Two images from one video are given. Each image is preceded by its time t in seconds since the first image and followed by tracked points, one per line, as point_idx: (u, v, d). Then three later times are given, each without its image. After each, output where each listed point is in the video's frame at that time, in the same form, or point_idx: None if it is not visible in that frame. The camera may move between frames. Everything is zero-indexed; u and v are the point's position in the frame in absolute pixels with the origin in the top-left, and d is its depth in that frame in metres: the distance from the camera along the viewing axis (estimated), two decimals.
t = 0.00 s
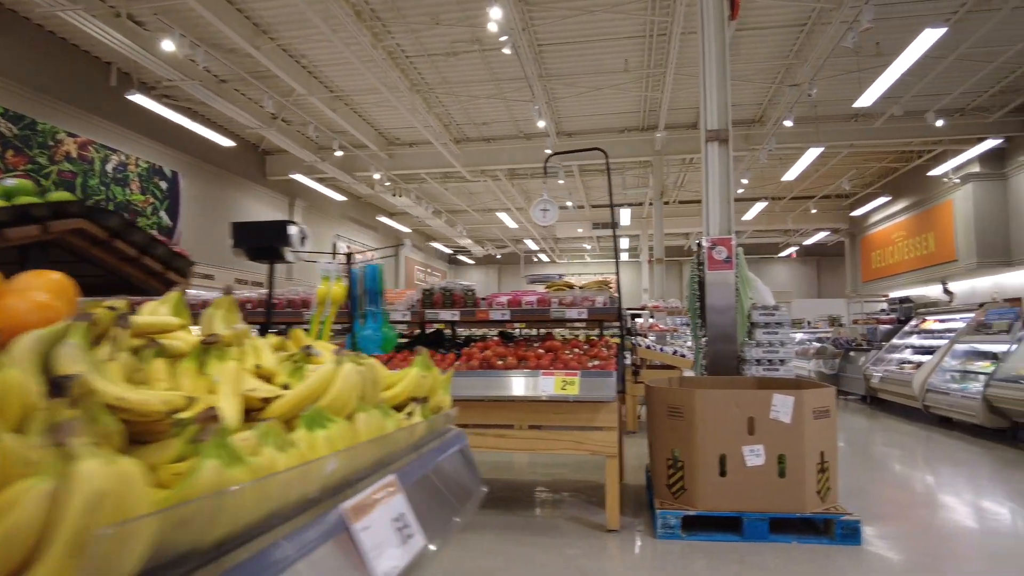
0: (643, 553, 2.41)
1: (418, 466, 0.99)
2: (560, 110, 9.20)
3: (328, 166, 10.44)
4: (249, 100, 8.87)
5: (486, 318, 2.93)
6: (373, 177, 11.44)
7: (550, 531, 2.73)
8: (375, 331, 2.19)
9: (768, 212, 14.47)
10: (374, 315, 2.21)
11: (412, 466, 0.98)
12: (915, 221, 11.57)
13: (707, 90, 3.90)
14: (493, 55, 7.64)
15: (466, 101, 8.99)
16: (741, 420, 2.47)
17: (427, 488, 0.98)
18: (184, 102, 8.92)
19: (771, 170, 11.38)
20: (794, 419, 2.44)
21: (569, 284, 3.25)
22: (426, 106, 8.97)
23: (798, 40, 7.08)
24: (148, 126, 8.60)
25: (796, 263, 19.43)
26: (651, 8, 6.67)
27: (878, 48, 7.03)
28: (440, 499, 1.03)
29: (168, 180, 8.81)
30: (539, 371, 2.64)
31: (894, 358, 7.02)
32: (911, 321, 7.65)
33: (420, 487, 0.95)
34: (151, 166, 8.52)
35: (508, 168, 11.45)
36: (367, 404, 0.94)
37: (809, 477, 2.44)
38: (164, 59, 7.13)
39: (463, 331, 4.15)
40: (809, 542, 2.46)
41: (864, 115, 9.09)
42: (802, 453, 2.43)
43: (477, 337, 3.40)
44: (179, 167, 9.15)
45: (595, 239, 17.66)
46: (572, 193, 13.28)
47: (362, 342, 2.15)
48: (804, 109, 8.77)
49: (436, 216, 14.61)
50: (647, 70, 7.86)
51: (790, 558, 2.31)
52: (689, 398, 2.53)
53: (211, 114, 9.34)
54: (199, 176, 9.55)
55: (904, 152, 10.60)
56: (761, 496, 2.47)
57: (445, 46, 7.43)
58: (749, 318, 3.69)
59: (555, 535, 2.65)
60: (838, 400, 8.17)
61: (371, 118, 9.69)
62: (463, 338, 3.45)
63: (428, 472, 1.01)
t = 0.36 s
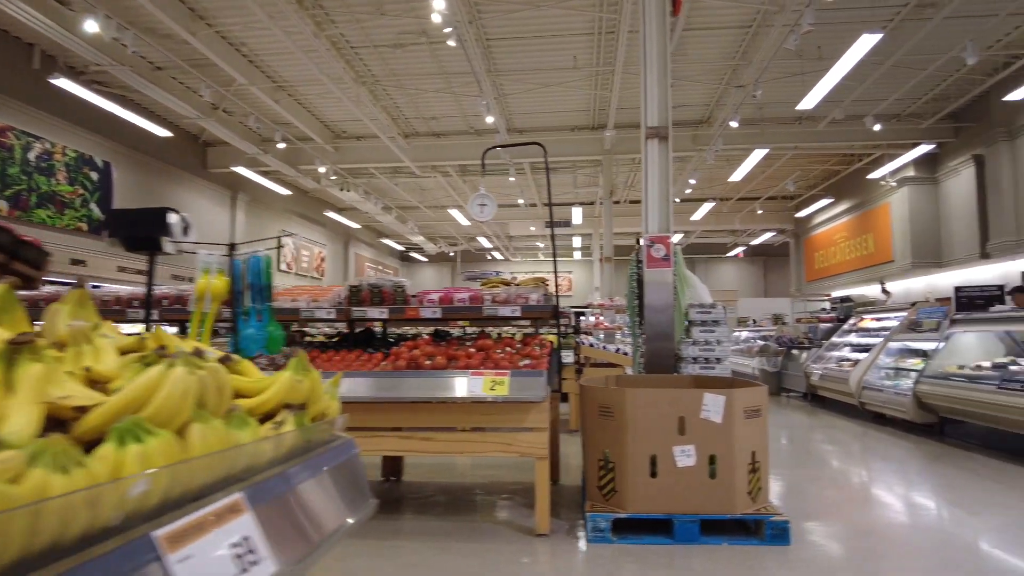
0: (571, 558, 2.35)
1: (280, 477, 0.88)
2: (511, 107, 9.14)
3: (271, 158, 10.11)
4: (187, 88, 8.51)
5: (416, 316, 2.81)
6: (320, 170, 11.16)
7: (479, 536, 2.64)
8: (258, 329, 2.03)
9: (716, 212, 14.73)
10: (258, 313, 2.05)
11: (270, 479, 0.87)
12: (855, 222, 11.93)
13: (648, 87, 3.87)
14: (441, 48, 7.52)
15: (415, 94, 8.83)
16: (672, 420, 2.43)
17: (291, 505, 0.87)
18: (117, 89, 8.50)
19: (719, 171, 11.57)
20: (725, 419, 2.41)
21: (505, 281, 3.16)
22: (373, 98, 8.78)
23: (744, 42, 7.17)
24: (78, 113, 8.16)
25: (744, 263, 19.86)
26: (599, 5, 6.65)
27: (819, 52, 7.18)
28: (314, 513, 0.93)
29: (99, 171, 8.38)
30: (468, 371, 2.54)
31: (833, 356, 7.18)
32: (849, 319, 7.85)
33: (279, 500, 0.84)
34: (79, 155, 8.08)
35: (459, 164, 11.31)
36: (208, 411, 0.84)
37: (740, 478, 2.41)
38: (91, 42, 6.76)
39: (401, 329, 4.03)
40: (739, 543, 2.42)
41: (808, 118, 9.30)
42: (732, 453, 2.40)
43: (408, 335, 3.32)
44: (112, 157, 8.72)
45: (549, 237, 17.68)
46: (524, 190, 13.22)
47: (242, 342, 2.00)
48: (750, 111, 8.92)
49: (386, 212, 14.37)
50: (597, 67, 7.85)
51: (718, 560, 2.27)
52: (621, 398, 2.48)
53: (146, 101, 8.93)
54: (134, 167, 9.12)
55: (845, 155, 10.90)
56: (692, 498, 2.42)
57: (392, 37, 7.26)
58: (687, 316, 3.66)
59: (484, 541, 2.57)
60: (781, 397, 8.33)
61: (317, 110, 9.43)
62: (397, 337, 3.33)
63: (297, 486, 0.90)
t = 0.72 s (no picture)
0: (503, 568, 2.24)
1: (172, 480, 0.90)
2: (466, 103, 9.01)
3: (217, 151, 9.77)
4: (125, 76, 8.14)
5: (346, 315, 2.68)
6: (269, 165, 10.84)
7: (410, 546, 2.52)
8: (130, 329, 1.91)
9: (671, 213, 14.89)
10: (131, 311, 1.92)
11: (158, 481, 0.88)
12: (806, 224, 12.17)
13: (595, 83, 3.80)
14: (392, 41, 7.35)
15: (367, 88, 8.63)
16: (609, 422, 2.36)
17: (185, 504, 0.89)
18: (49, 75, 8.07)
19: (673, 172, 11.66)
20: (662, 421, 2.34)
21: (444, 279, 3.04)
22: (323, 90, 8.54)
23: (697, 41, 7.20)
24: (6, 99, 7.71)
25: (699, 263, 20.16)
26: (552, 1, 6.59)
27: (770, 54, 7.27)
28: (211, 510, 0.96)
29: (28, 160, 7.90)
30: (398, 373, 2.41)
31: (782, 356, 7.26)
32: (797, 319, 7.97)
33: (169, 502, 0.86)
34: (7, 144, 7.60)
35: (414, 160, 11.13)
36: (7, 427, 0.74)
37: (677, 481, 2.34)
38: (17, 23, 6.37)
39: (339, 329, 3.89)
40: (677, 549, 2.34)
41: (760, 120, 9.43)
42: (670, 456, 2.33)
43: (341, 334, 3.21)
44: (44, 147, 8.28)
45: (507, 237, 17.61)
46: (480, 188, 13.10)
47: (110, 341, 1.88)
48: (703, 112, 8.99)
49: (340, 208, 14.07)
50: (551, 64, 7.78)
51: (654, 566, 2.18)
52: (557, 399, 2.40)
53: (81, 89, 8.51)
54: (68, 158, 8.68)
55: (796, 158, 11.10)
56: (629, 502, 2.34)
57: (340, 27, 7.06)
58: (631, 315, 3.62)
59: (413, 552, 2.45)
60: (731, 396, 8.42)
61: (265, 102, 9.14)
62: (329, 336, 3.21)
63: (192, 484, 0.92)
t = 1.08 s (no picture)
0: None
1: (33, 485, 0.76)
2: (423, 98, 8.86)
3: (164, 144, 9.42)
4: (62, 64, 7.75)
5: (268, 313, 2.54)
6: (221, 159, 10.51)
7: (334, 557, 2.38)
8: None
9: (632, 213, 14.97)
10: None
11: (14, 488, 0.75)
12: (763, 225, 12.33)
13: (542, 75, 3.70)
14: (345, 33, 7.16)
15: (321, 81, 8.41)
16: (543, 424, 2.25)
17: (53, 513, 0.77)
18: None
19: (633, 172, 11.69)
20: (598, 422, 2.24)
21: (378, 275, 2.92)
22: (274, 82, 8.29)
23: (654, 40, 7.19)
24: None
25: (659, 263, 20.36)
26: None
27: (727, 54, 7.29)
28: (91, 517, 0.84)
29: None
30: (319, 375, 2.28)
31: (737, 355, 7.28)
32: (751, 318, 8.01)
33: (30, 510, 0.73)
34: None
35: (371, 157, 10.92)
36: None
37: (613, 485, 2.24)
38: None
39: (274, 327, 3.72)
40: (613, 557, 2.24)
41: (717, 121, 9.48)
42: (605, 459, 2.23)
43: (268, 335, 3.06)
44: None
45: (468, 236, 17.48)
46: (440, 186, 12.94)
47: None
48: (661, 111, 9.00)
49: (296, 205, 13.75)
50: (508, 59, 7.67)
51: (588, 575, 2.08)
52: (489, 401, 2.28)
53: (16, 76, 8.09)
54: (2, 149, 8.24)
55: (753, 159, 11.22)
56: (563, 509, 2.23)
57: (291, 17, 6.84)
58: (577, 314, 3.56)
59: (336, 563, 2.30)
60: (688, 395, 8.43)
61: (214, 94, 8.83)
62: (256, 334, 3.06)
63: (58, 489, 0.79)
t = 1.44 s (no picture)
0: None
1: None
2: (377, 93, 8.67)
3: (105, 136, 9.00)
4: None
5: (183, 316, 2.38)
6: (166, 153, 10.11)
7: None
8: None
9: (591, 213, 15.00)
10: None
11: None
12: (719, 227, 12.46)
13: (488, 68, 3.58)
14: (294, 24, 6.93)
15: (271, 74, 8.14)
16: (476, 433, 2.13)
17: None
18: None
19: (591, 172, 11.68)
20: (533, 431, 2.13)
21: (308, 274, 2.78)
22: (221, 73, 7.99)
23: (610, 39, 7.15)
24: None
25: (619, 264, 20.50)
26: None
27: (682, 55, 7.30)
28: None
29: None
30: (233, 383, 2.13)
31: (690, 356, 7.29)
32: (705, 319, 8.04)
33: None
34: None
35: (325, 153, 10.65)
36: None
37: (549, 497, 2.14)
38: None
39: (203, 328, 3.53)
40: (549, 572, 2.13)
41: (673, 122, 9.51)
42: (540, 469, 2.13)
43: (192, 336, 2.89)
44: None
45: (428, 235, 17.28)
46: (398, 184, 12.74)
47: None
48: (618, 112, 8.99)
49: (249, 202, 13.36)
50: (462, 55, 7.53)
51: None
52: (418, 409, 2.15)
53: None
54: None
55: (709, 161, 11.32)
56: (497, 522, 2.12)
57: (236, 7, 6.58)
58: (523, 316, 3.47)
59: None
60: (643, 397, 8.42)
61: (158, 85, 8.48)
62: (178, 336, 2.88)
63: None
